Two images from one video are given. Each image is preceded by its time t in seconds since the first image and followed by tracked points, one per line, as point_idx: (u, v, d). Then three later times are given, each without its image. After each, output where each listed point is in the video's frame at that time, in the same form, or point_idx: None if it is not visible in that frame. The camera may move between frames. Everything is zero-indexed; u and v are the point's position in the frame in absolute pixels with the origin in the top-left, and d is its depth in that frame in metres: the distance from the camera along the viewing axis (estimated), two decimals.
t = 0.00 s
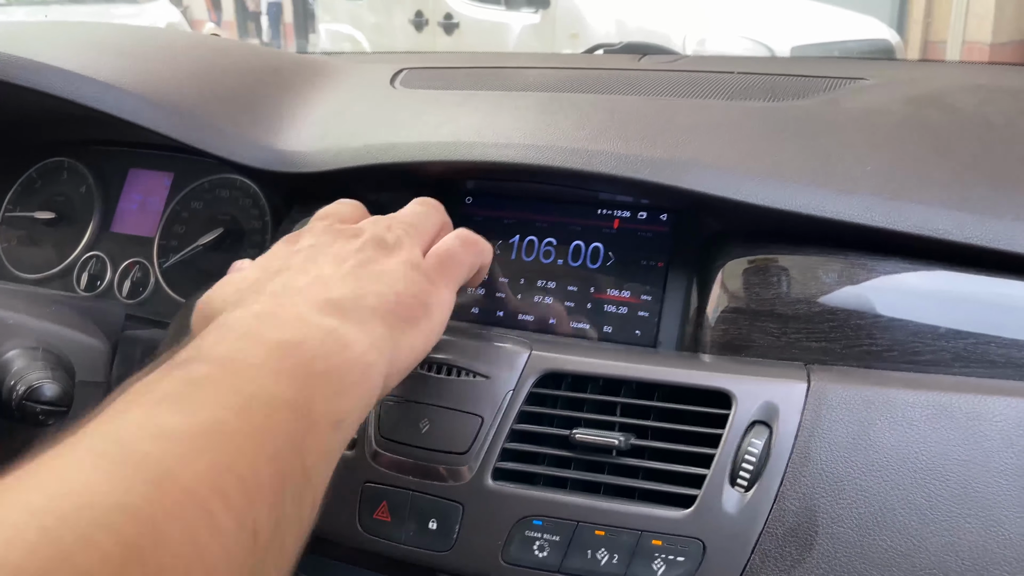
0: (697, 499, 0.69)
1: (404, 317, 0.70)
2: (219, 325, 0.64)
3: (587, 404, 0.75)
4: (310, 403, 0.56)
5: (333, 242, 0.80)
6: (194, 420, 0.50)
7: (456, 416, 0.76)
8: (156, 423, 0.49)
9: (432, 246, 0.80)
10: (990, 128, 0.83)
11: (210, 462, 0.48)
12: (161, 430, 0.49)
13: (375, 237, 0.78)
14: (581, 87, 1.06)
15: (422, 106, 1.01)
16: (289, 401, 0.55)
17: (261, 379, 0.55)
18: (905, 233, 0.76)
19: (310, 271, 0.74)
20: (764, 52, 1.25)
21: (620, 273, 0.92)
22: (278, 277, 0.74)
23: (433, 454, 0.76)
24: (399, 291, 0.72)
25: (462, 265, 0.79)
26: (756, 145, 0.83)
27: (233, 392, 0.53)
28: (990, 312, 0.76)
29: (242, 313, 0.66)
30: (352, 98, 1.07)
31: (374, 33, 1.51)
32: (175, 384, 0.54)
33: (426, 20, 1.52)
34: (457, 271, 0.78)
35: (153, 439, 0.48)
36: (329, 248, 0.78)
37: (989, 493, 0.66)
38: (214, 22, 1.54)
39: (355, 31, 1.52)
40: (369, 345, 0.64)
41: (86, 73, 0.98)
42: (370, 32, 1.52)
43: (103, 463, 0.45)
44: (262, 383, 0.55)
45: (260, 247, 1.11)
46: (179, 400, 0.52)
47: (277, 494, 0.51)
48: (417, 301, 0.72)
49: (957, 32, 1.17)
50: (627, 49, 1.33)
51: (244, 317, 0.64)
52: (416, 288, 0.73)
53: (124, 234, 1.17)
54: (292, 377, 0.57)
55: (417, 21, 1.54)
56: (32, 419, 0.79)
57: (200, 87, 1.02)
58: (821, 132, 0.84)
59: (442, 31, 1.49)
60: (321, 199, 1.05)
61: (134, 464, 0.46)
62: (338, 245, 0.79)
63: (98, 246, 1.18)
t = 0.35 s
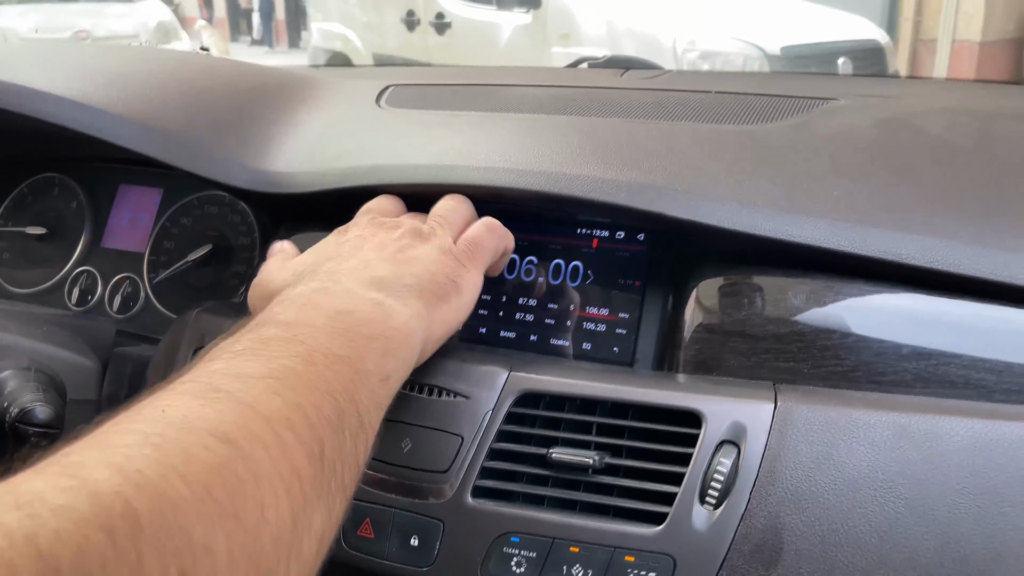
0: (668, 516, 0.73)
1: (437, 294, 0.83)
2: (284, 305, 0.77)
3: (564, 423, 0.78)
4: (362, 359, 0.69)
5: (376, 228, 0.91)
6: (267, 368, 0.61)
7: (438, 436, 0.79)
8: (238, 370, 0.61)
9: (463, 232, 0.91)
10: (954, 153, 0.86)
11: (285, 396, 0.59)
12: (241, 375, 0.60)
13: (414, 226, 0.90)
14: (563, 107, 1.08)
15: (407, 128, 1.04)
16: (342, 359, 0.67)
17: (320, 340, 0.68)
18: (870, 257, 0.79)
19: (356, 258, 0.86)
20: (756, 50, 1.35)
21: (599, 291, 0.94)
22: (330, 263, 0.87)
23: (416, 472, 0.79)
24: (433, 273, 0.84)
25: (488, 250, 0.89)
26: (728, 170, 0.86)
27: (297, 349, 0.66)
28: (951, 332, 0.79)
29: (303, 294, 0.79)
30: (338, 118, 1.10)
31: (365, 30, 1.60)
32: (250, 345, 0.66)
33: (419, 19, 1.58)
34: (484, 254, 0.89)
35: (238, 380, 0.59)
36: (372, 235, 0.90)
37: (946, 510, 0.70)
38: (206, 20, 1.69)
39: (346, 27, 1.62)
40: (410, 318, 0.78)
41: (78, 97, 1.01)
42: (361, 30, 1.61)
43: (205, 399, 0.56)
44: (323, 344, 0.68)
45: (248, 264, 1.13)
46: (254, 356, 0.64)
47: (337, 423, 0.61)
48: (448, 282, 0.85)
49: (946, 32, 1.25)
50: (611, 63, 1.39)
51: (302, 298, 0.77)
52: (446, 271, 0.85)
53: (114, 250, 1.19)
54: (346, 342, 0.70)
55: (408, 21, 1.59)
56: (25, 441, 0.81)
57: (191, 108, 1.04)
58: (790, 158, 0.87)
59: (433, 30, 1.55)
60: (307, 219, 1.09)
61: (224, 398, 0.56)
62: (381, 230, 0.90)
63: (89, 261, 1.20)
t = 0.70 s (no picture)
0: (663, 539, 0.77)
1: (458, 418, 0.70)
2: (276, 443, 0.64)
3: (559, 446, 0.81)
4: (397, 423, 0.66)
5: (395, 326, 0.79)
6: (263, 567, 0.52)
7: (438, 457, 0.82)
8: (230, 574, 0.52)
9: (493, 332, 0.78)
10: (943, 178, 0.87)
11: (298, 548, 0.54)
12: None
13: (438, 327, 0.78)
14: (557, 128, 1.10)
15: (403, 150, 1.05)
16: (351, 540, 0.57)
17: (323, 516, 0.57)
18: (859, 281, 0.80)
19: (366, 367, 0.73)
20: (746, 53, 1.43)
21: (594, 312, 0.96)
22: (335, 369, 0.73)
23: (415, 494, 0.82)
24: (454, 387, 0.71)
25: (519, 358, 0.76)
26: (720, 194, 0.88)
27: (298, 533, 0.55)
28: (939, 354, 0.80)
29: (301, 426, 0.66)
30: (334, 139, 1.11)
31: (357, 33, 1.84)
32: (244, 520, 0.56)
33: (408, 23, 1.88)
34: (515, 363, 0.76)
35: None
36: (389, 335, 0.77)
37: (933, 531, 0.74)
38: (195, 21, 1.66)
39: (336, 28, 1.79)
40: (425, 458, 0.65)
41: (76, 122, 1.02)
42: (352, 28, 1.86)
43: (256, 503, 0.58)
44: (328, 521, 0.57)
45: (246, 282, 1.14)
46: (247, 546, 0.54)
47: None
48: (471, 399, 0.71)
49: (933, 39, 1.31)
50: (604, 78, 1.42)
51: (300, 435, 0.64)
52: (470, 384, 0.72)
53: (111, 267, 1.21)
54: (352, 510, 0.58)
55: (400, 25, 1.88)
56: (28, 467, 0.87)
57: (187, 133, 1.06)
58: (782, 182, 0.88)
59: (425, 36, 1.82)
60: (306, 238, 1.09)
61: None
62: (398, 329, 0.78)
63: (86, 279, 1.22)
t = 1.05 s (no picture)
0: (661, 546, 0.79)
1: (482, 490, 0.70)
2: (302, 517, 0.66)
3: (559, 456, 0.83)
4: (422, 501, 0.66)
5: (419, 389, 0.78)
6: None
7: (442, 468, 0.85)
8: None
9: (518, 399, 0.78)
10: (930, 195, 0.89)
11: None
12: None
13: (463, 391, 0.77)
14: (553, 142, 1.12)
15: (401, 165, 1.07)
16: None
17: None
18: (849, 293, 0.81)
19: (391, 435, 0.73)
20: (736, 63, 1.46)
21: (589, 323, 0.98)
22: (360, 437, 0.74)
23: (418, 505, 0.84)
24: (479, 460, 0.71)
25: (545, 429, 0.77)
26: (713, 209, 0.90)
27: None
28: (927, 365, 0.83)
29: (327, 499, 0.67)
30: (333, 155, 1.13)
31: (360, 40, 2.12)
32: None
33: (401, 29, 2.13)
34: (540, 433, 0.76)
35: None
36: (413, 401, 0.76)
37: (923, 537, 0.76)
38: (184, 25, 1.75)
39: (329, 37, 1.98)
40: (449, 533, 0.66)
41: (80, 140, 1.05)
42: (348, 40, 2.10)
43: None
44: None
45: (247, 294, 1.15)
46: None
47: None
48: (496, 470, 0.71)
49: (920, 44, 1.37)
50: (597, 91, 1.44)
51: (326, 509, 0.66)
52: (495, 455, 0.72)
53: (112, 280, 1.23)
54: None
55: (391, 32, 2.14)
56: (38, 479, 0.93)
57: (188, 150, 1.08)
58: (773, 198, 0.91)
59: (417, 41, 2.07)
60: (306, 252, 1.10)
61: None
62: (422, 392, 0.77)
63: (88, 291, 1.25)
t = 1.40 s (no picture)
0: (656, 549, 0.83)
1: (545, 470, 0.72)
2: (380, 473, 0.70)
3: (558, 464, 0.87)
4: (491, 471, 0.69)
5: (495, 376, 0.82)
6: None
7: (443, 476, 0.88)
8: None
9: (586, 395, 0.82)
10: (911, 212, 0.93)
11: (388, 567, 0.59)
12: None
13: (535, 383, 0.81)
14: (548, 159, 1.16)
15: (401, 183, 1.11)
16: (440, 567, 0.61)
17: (419, 542, 0.62)
18: (833, 307, 0.85)
19: (465, 414, 0.76)
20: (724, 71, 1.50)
21: (584, 335, 1.02)
22: (435, 413, 0.77)
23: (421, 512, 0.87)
24: (544, 439, 0.74)
25: (607, 423, 0.80)
26: (704, 226, 0.93)
27: (393, 556, 0.60)
28: (908, 375, 0.86)
29: (404, 459, 0.70)
30: (335, 172, 1.16)
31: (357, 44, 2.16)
32: (349, 538, 0.62)
33: (396, 41, 2.21)
34: (602, 427, 0.79)
35: None
36: (488, 385, 0.80)
37: (905, 541, 0.79)
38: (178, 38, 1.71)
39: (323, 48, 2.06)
40: (513, 503, 0.68)
41: (91, 158, 1.08)
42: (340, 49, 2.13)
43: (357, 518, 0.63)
44: (422, 548, 0.61)
45: (251, 307, 1.19)
46: (348, 560, 0.59)
47: None
48: (559, 454, 0.74)
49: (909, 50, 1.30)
50: (590, 107, 1.48)
51: (403, 467, 0.69)
52: (559, 440, 0.75)
53: (118, 293, 1.27)
54: (442, 538, 0.63)
55: (385, 43, 2.21)
56: (55, 488, 0.96)
57: (196, 168, 1.11)
58: (761, 215, 0.94)
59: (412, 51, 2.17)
60: (310, 266, 1.14)
61: None
62: (497, 381, 0.81)
63: (94, 305, 1.28)
